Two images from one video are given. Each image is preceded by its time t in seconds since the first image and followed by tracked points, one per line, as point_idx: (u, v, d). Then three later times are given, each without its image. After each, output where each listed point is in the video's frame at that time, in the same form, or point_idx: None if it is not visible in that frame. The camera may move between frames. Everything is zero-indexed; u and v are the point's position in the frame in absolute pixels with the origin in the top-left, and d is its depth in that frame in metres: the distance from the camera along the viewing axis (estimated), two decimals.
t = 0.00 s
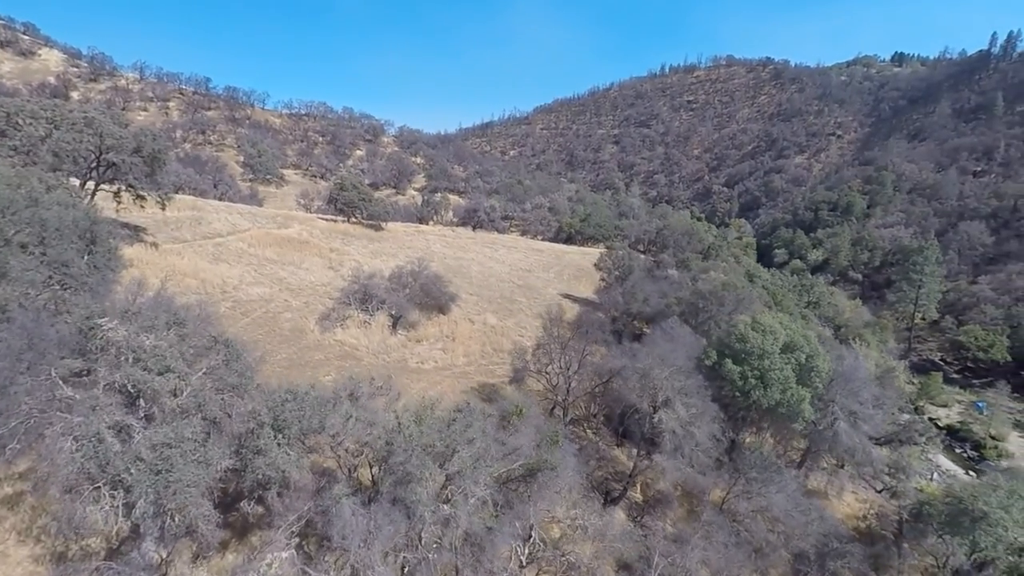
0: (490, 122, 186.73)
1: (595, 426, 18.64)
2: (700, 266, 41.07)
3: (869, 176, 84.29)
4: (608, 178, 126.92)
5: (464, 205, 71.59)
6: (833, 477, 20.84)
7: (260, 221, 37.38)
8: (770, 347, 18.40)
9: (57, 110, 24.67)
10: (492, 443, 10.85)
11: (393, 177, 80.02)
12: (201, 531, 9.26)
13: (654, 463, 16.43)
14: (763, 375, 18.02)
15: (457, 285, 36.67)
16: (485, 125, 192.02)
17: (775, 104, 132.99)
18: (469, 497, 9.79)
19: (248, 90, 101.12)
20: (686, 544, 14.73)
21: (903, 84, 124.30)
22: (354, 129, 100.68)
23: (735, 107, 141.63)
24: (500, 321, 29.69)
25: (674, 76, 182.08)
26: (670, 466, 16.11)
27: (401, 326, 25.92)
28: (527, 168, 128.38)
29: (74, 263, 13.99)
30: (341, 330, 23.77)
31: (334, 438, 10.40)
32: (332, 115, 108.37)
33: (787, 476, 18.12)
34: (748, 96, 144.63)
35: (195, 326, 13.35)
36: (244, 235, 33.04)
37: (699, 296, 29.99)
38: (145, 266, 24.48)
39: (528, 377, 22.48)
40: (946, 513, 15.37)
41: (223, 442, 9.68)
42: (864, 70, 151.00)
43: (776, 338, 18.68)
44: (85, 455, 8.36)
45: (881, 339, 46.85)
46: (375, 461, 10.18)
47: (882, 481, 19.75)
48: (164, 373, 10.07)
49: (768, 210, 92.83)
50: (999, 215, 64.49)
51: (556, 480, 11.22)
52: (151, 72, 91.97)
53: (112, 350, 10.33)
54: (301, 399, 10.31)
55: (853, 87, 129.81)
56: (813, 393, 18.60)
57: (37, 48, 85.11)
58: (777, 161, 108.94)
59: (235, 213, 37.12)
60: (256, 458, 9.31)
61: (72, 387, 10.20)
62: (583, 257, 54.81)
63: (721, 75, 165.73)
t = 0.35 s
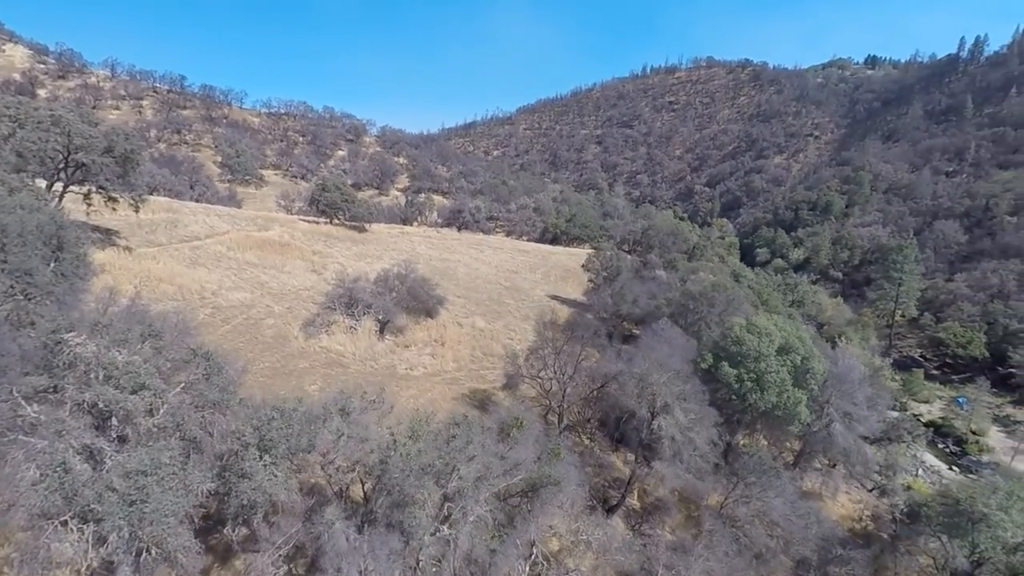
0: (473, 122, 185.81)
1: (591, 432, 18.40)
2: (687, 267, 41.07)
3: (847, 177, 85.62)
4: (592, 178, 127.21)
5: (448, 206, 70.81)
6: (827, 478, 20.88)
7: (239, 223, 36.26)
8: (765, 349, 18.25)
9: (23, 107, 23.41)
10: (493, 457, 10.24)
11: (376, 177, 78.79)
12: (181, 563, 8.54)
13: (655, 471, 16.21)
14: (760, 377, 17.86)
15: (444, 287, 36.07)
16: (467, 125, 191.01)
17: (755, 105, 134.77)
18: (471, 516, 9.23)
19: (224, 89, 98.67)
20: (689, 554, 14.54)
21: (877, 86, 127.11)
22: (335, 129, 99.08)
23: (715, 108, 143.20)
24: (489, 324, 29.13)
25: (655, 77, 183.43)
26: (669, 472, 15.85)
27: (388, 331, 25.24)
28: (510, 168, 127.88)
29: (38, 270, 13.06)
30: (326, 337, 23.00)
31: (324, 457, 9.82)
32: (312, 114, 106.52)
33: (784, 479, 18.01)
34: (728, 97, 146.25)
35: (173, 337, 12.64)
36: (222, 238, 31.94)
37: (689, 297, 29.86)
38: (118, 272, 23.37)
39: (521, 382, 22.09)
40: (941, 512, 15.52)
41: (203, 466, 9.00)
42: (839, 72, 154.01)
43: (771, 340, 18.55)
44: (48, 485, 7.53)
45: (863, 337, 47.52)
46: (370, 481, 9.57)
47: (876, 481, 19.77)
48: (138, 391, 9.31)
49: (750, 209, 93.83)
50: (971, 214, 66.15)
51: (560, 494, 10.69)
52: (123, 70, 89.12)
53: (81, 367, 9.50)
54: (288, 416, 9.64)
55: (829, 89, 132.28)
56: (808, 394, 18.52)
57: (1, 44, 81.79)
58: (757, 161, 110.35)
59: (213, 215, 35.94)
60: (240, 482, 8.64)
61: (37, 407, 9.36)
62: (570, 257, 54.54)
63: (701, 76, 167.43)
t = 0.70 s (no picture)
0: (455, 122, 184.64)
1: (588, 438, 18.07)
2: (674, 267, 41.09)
3: (824, 176, 87.23)
4: (575, 178, 127.44)
5: (431, 206, 69.99)
6: (820, 477, 20.95)
7: (217, 225, 35.06)
8: (761, 351, 18.16)
9: None
10: (495, 472, 9.77)
11: (358, 178, 77.52)
12: None
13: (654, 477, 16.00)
14: (756, 380, 17.76)
15: (431, 289, 35.43)
16: (449, 125, 189.78)
17: (734, 106, 136.47)
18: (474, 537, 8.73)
19: (199, 87, 96.06)
20: (691, 562, 14.32)
21: (851, 88, 129.87)
22: (315, 128, 97.31)
23: (695, 109, 144.67)
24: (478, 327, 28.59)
25: (636, 78, 184.65)
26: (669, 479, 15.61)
27: (375, 336, 24.55)
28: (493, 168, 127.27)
29: None
30: (311, 343, 22.23)
31: (315, 476, 9.28)
32: (291, 113, 104.46)
33: (781, 481, 17.92)
34: (708, 98, 147.87)
35: (150, 350, 11.93)
36: (200, 240, 30.77)
37: (679, 297, 29.78)
38: (89, 277, 22.25)
39: (514, 387, 21.67)
40: (937, 512, 15.61)
41: (184, 490, 8.31)
42: (814, 74, 157.04)
43: (766, 341, 18.49)
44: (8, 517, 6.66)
45: (845, 334, 48.20)
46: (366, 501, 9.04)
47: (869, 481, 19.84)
48: (111, 410, 8.61)
49: (731, 208, 94.85)
50: (945, 213, 67.81)
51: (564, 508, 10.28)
52: (92, 66, 86.10)
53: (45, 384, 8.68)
54: (276, 434, 9.07)
55: (805, 91, 134.71)
56: (803, 395, 18.49)
57: None
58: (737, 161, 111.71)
59: (190, 217, 34.68)
60: (226, 508, 8.00)
61: None
62: (556, 258, 54.26)
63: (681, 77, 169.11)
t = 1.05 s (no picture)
0: (437, 121, 183.29)
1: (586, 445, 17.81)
2: (663, 267, 41.09)
3: (804, 176, 88.52)
4: (559, 177, 127.48)
5: (415, 207, 69.12)
6: (815, 477, 21.02)
7: (195, 226, 33.86)
8: (758, 352, 18.09)
9: None
10: (503, 488, 9.25)
11: (340, 177, 76.17)
12: None
13: (655, 483, 15.76)
14: (754, 381, 17.66)
15: (419, 292, 34.76)
16: (431, 124, 188.24)
17: (715, 106, 137.89)
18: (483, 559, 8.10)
19: (174, 84, 93.37)
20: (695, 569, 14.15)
21: (827, 89, 132.30)
22: (295, 127, 95.38)
23: (677, 109, 145.86)
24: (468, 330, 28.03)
25: (618, 78, 185.52)
26: (671, 485, 15.39)
27: (364, 341, 23.84)
28: (477, 168, 126.53)
29: None
30: (297, 349, 21.47)
31: (311, 497, 8.68)
32: (270, 111, 102.31)
33: (780, 483, 17.86)
34: (689, 98, 149.18)
35: (127, 364, 11.20)
36: (177, 242, 29.61)
37: (670, 298, 29.70)
38: (59, 283, 21.13)
39: (509, 393, 21.23)
40: (936, 511, 15.73)
41: (169, 518, 7.65)
42: (792, 75, 159.77)
43: (764, 343, 18.43)
44: None
45: (828, 332, 48.76)
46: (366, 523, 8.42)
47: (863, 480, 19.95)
48: (86, 432, 7.93)
49: (713, 207, 95.75)
50: (921, 211, 69.32)
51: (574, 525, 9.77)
52: (60, 62, 82.99)
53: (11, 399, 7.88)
54: (269, 455, 8.48)
55: (783, 92, 136.77)
56: (801, 396, 18.45)
57: None
58: (719, 161, 112.84)
59: (166, 218, 33.43)
60: (215, 537, 7.32)
61: None
62: (542, 258, 53.85)
63: (662, 77, 170.46)
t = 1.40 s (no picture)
0: (421, 121, 181.81)
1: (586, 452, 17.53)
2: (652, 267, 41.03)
3: (785, 176, 89.48)
4: (544, 177, 127.35)
5: (401, 207, 68.17)
6: (812, 477, 21.08)
7: (174, 229, 32.73)
8: (757, 354, 18.08)
9: None
10: (514, 505, 8.80)
11: (323, 178, 74.82)
12: None
13: (658, 489, 15.59)
14: (753, 383, 17.63)
15: (407, 294, 34.14)
16: (414, 124, 186.56)
17: (697, 107, 139.10)
18: None
19: (149, 82, 90.81)
20: None
21: (806, 90, 134.40)
22: (276, 127, 93.50)
23: (660, 109, 146.79)
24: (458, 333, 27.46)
25: (601, 79, 186.08)
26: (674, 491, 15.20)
27: (353, 346, 23.17)
28: (461, 168, 125.71)
29: None
30: (284, 356, 20.74)
31: (310, 519, 8.09)
32: (250, 110, 100.18)
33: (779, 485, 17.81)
34: (671, 98, 150.21)
35: (105, 380, 10.53)
36: (156, 246, 28.53)
37: (662, 298, 29.61)
38: (30, 290, 20.12)
39: (504, 397, 20.81)
40: (934, 511, 15.90)
41: (154, 548, 6.68)
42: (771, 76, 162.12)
43: (761, 344, 18.44)
44: None
45: (813, 330, 49.07)
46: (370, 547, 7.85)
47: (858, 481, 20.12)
48: (62, 457, 7.25)
49: (697, 207, 96.47)
50: (900, 210, 70.60)
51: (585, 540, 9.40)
52: (28, 58, 80.09)
53: None
54: (264, 477, 7.89)
55: (763, 93, 138.56)
56: (798, 398, 18.48)
57: None
58: (702, 160, 113.79)
59: (144, 221, 32.26)
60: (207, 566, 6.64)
61: None
62: (530, 258, 53.45)
63: (645, 78, 171.54)
